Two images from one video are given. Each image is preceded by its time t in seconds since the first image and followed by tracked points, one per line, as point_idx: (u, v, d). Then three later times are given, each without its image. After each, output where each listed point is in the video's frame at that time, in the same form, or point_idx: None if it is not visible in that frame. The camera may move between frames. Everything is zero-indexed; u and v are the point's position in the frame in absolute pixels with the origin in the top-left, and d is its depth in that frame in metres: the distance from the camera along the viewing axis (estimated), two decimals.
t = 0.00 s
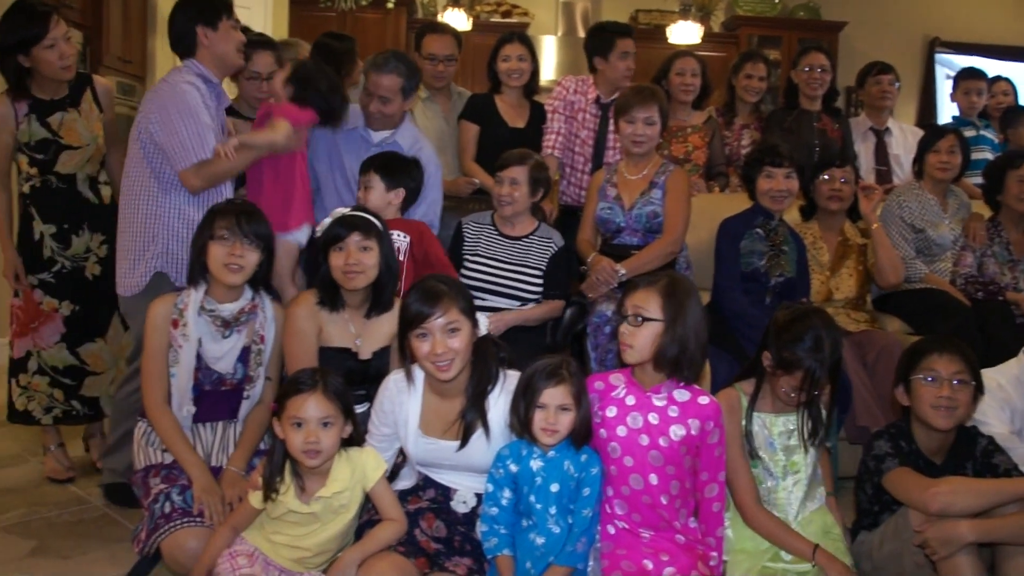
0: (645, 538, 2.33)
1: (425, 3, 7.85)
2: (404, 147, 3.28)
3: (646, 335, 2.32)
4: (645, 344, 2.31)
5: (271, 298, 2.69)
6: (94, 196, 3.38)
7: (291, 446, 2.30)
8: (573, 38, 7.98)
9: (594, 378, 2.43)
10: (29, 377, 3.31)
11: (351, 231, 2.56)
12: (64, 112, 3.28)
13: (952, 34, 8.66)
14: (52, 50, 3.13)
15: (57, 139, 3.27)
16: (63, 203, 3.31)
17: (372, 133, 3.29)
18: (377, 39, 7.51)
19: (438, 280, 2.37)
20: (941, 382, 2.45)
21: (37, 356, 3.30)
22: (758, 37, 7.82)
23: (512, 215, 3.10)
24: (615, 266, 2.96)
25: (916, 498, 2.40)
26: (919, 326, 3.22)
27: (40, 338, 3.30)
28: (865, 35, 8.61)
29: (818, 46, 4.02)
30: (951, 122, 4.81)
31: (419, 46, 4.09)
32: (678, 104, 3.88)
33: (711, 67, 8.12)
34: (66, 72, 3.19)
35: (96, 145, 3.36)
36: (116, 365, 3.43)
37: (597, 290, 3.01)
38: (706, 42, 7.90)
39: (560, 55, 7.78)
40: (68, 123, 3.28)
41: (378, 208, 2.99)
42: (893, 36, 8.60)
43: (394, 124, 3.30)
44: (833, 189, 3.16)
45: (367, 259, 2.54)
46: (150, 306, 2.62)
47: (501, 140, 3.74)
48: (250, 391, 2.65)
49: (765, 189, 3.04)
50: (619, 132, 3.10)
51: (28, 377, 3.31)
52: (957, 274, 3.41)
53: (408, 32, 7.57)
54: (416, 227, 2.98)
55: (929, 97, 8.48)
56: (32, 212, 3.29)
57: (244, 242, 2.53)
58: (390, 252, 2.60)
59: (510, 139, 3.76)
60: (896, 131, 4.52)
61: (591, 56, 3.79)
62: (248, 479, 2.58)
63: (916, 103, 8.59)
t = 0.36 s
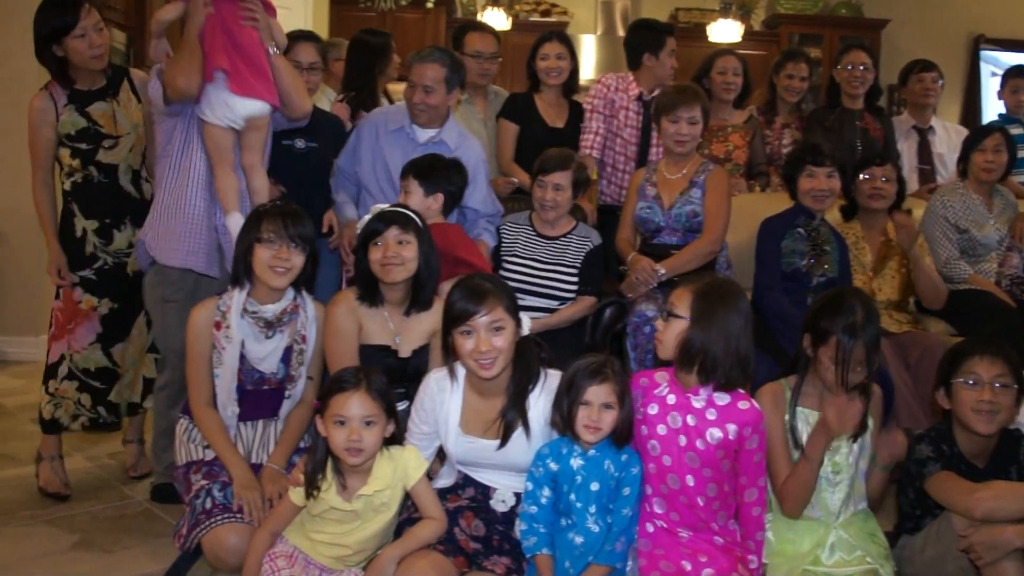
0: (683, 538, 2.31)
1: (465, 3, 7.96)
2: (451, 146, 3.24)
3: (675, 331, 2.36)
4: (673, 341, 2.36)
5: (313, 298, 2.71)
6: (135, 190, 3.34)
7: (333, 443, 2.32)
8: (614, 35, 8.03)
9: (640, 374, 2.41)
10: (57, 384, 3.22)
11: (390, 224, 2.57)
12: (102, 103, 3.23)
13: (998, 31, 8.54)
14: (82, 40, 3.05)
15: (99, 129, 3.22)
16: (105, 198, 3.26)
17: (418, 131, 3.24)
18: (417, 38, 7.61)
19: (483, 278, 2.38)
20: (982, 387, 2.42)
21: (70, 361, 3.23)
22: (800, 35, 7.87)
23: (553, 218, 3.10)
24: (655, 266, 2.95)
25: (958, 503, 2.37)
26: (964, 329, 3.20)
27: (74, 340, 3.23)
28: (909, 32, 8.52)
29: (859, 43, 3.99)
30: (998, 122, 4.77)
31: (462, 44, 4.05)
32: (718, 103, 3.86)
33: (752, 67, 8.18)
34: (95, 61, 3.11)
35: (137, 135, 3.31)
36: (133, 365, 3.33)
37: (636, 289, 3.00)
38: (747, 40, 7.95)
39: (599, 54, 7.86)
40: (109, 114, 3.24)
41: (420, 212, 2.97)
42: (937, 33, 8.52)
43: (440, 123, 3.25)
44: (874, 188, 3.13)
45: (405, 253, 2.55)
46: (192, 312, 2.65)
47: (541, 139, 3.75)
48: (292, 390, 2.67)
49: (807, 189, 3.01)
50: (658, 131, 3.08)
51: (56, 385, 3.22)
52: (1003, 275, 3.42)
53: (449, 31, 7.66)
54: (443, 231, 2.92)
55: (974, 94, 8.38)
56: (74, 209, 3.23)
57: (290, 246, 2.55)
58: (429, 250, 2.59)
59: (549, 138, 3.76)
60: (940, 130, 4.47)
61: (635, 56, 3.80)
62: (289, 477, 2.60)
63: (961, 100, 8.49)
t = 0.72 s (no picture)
0: (726, 544, 2.29)
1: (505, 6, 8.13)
2: (488, 146, 3.23)
3: (721, 339, 2.34)
4: (720, 345, 2.34)
5: (355, 302, 2.73)
6: (135, 186, 3.24)
7: (376, 447, 2.31)
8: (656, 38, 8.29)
9: (688, 379, 2.41)
10: (87, 395, 3.16)
11: (436, 231, 2.58)
12: (90, 102, 3.08)
13: None
14: (56, 39, 2.91)
15: (94, 129, 3.08)
16: (110, 200, 3.15)
17: (453, 133, 3.21)
18: (459, 38, 7.85)
19: (529, 282, 2.39)
20: None
21: (94, 369, 3.17)
22: (842, 36, 7.91)
23: (593, 221, 3.09)
24: (699, 270, 2.95)
25: (1009, 510, 2.33)
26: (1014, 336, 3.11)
27: (96, 349, 3.16)
28: (952, 31, 8.44)
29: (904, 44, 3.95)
30: None
31: (507, 48, 4.02)
32: (761, 105, 3.84)
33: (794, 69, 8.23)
34: (72, 61, 2.96)
35: (129, 130, 3.20)
36: (171, 361, 3.33)
37: (680, 293, 3.02)
38: (788, 42, 8.08)
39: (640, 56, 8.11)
40: (99, 112, 3.09)
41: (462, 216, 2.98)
42: (981, 32, 8.42)
43: (475, 124, 3.23)
44: (918, 190, 3.13)
45: (454, 259, 2.56)
46: (234, 316, 2.66)
47: (584, 142, 3.75)
48: (335, 394, 2.69)
49: (852, 192, 2.98)
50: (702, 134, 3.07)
51: (86, 395, 3.16)
52: None
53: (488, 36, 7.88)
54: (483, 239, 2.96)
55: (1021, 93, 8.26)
56: (80, 217, 3.10)
57: (332, 250, 2.57)
58: (475, 254, 2.60)
59: (590, 141, 3.76)
60: (988, 131, 4.41)
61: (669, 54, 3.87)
62: (332, 478, 2.61)
63: (1008, 100, 8.37)
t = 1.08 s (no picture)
0: (768, 560, 2.27)
1: (546, 21, 8.36)
2: (520, 152, 3.24)
3: (780, 357, 2.29)
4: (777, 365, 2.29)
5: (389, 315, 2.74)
6: (166, 198, 3.25)
7: (416, 458, 2.32)
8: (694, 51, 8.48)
9: (726, 394, 2.40)
10: (119, 403, 3.16)
11: (477, 245, 2.59)
12: (123, 113, 3.11)
13: None
14: (102, 44, 2.98)
15: (128, 140, 3.11)
16: (141, 210, 3.17)
17: (485, 144, 3.23)
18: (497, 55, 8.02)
19: (570, 294, 2.39)
20: None
21: (128, 378, 3.17)
22: (883, 48, 7.98)
23: (632, 232, 3.07)
24: (738, 284, 2.97)
25: None
26: None
27: (128, 358, 3.17)
28: (994, 41, 8.39)
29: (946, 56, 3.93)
30: None
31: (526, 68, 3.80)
32: (802, 118, 3.83)
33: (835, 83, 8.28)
34: (115, 66, 3.02)
35: (162, 141, 3.22)
36: (182, 368, 3.32)
37: (719, 306, 3.04)
38: (828, 55, 8.16)
39: (679, 67, 8.35)
40: (134, 123, 3.13)
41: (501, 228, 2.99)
42: None
43: (505, 133, 3.24)
44: (960, 204, 3.12)
45: (492, 273, 2.56)
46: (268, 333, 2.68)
47: (625, 156, 3.77)
48: (374, 408, 2.69)
49: (894, 206, 2.96)
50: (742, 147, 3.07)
51: (119, 403, 3.16)
52: None
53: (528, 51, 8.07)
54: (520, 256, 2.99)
55: None
56: (112, 227, 3.13)
57: (362, 262, 2.58)
58: (515, 267, 2.62)
59: (630, 155, 3.78)
60: None
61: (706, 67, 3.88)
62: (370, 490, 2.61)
63: None
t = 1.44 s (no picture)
0: None
1: (574, 34, 8.41)
2: (548, 164, 3.24)
3: (823, 369, 2.28)
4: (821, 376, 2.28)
5: (419, 326, 2.74)
6: (194, 214, 3.29)
7: (446, 469, 2.31)
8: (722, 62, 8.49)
9: (754, 411, 2.38)
10: (143, 413, 3.15)
11: (508, 257, 2.58)
12: (166, 125, 3.16)
13: None
14: (158, 54, 3.03)
15: (168, 152, 3.15)
16: (171, 222, 3.19)
17: (514, 157, 3.23)
18: (526, 66, 8.05)
19: (601, 306, 2.38)
20: None
21: (152, 390, 3.16)
22: (915, 57, 7.93)
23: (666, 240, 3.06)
24: (770, 296, 2.96)
25: None
26: None
27: (154, 369, 3.16)
28: None
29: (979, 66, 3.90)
30: None
31: (564, 76, 3.78)
32: (833, 129, 3.81)
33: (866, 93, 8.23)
34: (168, 77, 3.07)
35: (196, 157, 3.27)
36: (202, 383, 3.33)
37: (750, 318, 3.04)
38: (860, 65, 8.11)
39: (709, 78, 8.35)
40: (173, 136, 3.17)
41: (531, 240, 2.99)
42: None
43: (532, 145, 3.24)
44: (994, 216, 3.08)
45: (522, 286, 2.55)
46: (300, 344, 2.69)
47: (656, 168, 3.78)
48: (405, 419, 2.68)
49: (927, 217, 2.93)
50: (773, 158, 3.06)
51: (143, 414, 3.15)
52: None
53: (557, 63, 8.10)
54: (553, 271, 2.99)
55: None
56: (143, 237, 3.13)
57: (392, 274, 2.58)
58: (546, 280, 2.61)
59: (660, 166, 3.78)
60: None
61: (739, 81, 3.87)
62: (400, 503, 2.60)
63: None
